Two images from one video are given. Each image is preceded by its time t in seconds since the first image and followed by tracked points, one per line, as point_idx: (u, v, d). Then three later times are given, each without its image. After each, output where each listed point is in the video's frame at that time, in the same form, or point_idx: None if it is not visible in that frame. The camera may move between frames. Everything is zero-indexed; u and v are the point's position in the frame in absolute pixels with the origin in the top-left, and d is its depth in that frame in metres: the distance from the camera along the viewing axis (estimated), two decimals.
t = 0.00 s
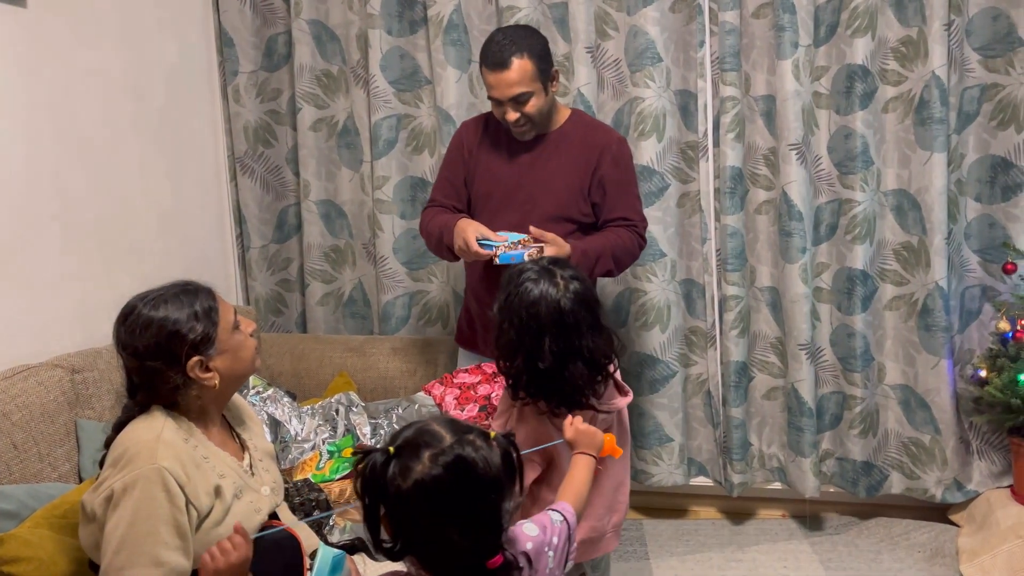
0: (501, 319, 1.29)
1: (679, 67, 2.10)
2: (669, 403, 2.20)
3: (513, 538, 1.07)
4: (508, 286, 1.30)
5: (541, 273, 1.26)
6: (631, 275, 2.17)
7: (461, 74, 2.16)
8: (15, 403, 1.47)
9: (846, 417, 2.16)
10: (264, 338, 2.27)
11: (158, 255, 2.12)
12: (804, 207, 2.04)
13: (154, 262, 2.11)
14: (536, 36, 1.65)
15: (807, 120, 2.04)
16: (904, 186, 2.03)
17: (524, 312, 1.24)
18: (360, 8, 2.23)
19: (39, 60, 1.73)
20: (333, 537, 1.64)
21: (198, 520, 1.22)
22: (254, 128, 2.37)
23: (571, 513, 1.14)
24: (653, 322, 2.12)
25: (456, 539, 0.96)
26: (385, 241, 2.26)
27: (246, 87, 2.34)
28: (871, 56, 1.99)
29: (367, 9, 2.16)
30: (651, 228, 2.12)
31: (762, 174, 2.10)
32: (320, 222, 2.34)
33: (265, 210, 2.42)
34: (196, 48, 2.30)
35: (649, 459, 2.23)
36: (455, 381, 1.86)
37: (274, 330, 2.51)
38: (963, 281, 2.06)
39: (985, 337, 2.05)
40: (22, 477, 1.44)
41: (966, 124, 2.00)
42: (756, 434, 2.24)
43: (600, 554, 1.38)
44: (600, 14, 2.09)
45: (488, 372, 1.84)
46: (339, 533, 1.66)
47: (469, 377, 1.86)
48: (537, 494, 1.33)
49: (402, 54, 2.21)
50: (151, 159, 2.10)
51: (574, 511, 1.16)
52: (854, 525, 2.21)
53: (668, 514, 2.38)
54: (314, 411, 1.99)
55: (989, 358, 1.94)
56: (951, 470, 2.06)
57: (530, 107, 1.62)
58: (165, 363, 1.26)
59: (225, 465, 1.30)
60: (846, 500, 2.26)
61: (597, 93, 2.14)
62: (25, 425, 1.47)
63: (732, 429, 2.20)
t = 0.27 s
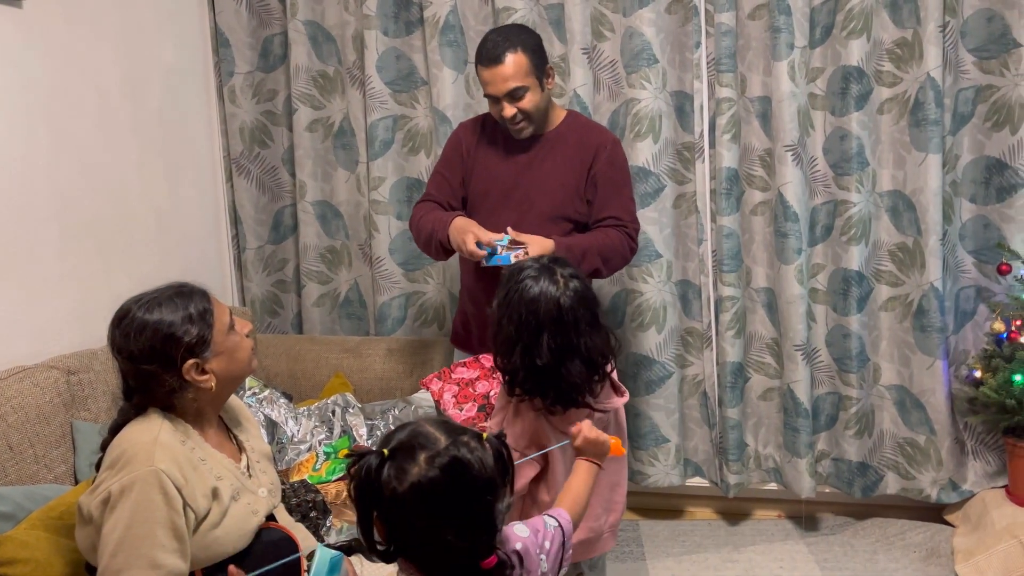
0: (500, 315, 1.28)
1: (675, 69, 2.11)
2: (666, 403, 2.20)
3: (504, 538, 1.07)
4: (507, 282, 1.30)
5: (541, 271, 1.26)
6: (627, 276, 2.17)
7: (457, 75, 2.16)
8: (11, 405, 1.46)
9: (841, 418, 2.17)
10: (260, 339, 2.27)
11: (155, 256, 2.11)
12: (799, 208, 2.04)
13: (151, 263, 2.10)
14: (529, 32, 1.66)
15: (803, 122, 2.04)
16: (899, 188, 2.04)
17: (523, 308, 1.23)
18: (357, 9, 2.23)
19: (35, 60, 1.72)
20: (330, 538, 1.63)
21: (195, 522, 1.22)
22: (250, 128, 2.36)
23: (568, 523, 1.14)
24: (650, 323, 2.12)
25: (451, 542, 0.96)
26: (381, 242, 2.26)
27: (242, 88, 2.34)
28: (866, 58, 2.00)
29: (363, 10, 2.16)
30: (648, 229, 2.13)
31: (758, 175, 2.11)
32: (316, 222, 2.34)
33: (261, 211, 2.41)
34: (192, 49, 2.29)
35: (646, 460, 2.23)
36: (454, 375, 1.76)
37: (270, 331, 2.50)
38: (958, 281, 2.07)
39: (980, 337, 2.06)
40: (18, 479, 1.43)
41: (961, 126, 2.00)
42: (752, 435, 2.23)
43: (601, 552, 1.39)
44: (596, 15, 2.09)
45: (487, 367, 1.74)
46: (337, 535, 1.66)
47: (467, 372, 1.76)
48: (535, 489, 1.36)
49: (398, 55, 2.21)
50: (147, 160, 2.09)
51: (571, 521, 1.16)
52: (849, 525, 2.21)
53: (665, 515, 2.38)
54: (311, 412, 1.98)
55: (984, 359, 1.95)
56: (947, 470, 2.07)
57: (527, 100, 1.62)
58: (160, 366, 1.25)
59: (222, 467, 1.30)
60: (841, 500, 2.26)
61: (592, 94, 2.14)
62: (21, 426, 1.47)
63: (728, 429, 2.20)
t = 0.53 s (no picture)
0: (511, 307, 1.30)
1: (668, 71, 2.12)
2: (659, 404, 2.21)
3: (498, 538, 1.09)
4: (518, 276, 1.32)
5: (554, 267, 1.27)
6: (621, 277, 2.19)
7: (451, 77, 2.17)
8: (6, 406, 1.46)
9: (833, 418, 2.19)
10: (255, 340, 2.27)
11: (149, 257, 2.12)
12: (792, 210, 2.05)
13: (146, 264, 2.10)
14: (522, 33, 1.67)
15: (795, 124, 2.06)
16: (890, 190, 2.06)
17: (536, 301, 1.25)
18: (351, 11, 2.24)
19: (30, 61, 1.73)
20: (325, 538, 1.64)
21: (191, 521, 1.23)
22: (245, 130, 2.37)
23: (569, 526, 1.15)
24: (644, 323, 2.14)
25: (444, 541, 0.97)
26: (376, 243, 2.27)
27: (237, 89, 2.34)
28: (857, 61, 2.02)
29: (358, 13, 2.16)
30: (641, 231, 2.14)
31: (751, 177, 2.11)
32: (310, 224, 2.35)
33: (256, 212, 2.41)
34: (186, 51, 2.29)
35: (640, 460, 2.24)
36: (454, 368, 1.67)
37: (264, 332, 2.50)
38: (949, 282, 2.09)
39: (970, 338, 2.08)
40: (13, 479, 1.44)
41: (951, 128, 2.02)
42: (746, 435, 2.26)
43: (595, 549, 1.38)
44: (591, 18, 2.10)
45: (489, 363, 1.67)
46: (333, 535, 1.66)
47: (467, 366, 1.67)
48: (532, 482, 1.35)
49: (393, 57, 2.22)
50: (142, 161, 2.09)
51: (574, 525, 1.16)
52: (841, 524, 2.23)
53: (658, 514, 2.40)
54: (305, 413, 1.99)
55: (975, 359, 1.96)
56: (937, 470, 2.09)
57: (522, 98, 1.63)
58: (157, 365, 1.26)
59: (217, 467, 1.30)
60: (833, 500, 2.28)
61: (587, 97, 2.15)
62: (16, 427, 1.47)
63: (721, 429, 2.21)
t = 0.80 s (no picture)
0: (533, 301, 1.29)
1: (664, 73, 2.13)
2: (655, 404, 2.22)
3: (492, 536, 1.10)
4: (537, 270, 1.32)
5: (578, 261, 1.28)
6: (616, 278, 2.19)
7: (448, 79, 2.17)
8: (3, 407, 1.47)
9: (828, 419, 2.20)
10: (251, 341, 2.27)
11: (146, 257, 2.12)
12: (787, 211, 2.06)
13: (142, 265, 2.10)
14: (524, 32, 1.68)
15: (790, 126, 2.07)
16: (885, 191, 2.07)
17: (557, 296, 1.26)
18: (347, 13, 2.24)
19: (28, 61, 1.73)
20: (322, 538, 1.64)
21: (185, 521, 1.23)
22: (242, 131, 2.37)
23: (571, 521, 1.15)
24: (640, 324, 2.14)
25: (428, 542, 0.97)
26: (372, 245, 2.27)
27: (234, 91, 2.34)
28: (852, 63, 2.03)
29: (354, 14, 2.17)
30: (637, 231, 2.14)
31: (746, 179, 2.13)
32: (307, 225, 2.35)
33: (252, 213, 2.42)
34: (183, 52, 2.30)
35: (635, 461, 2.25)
36: (461, 365, 1.68)
37: (261, 333, 2.51)
38: (942, 284, 2.10)
39: (963, 338, 2.09)
40: (10, 480, 1.44)
41: (945, 130, 2.03)
42: (740, 435, 2.26)
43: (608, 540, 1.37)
44: (586, 20, 2.11)
45: (494, 356, 1.69)
46: (330, 535, 1.66)
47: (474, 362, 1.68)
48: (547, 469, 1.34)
49: (390, 59, 2.22)
50: (139, 162, 2.10)
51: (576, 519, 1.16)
52: (836, 525, 2.24)
53: (654, 515, 2.40)
54: (302, 414, 1.99)
55: (968, 360, 1.97)
56: (931, 470, 2.09)
57: (523, 99, 1.64)
58: (156, 362, 1.26)
59: (211, 467, 1.31)
60: (828, 500, 2.29)
61: (582, 98, 2.16)
62: (14, 428, 1.48)
63: (716, 429, 2.22)
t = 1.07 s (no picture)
0: (531, 298, 1.30)
1: (659, 75, 2.13)
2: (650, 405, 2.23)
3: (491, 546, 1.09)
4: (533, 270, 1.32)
5: (576, 256, 1.28)
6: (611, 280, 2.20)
7: (443, 81, 2.18)
8: None
9: (822, 420, 2.20)
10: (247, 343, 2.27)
11: (140, 259, 2.11)
12: (781, 213, 2.07)
13: (137, 267, 2.10)
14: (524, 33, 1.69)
15: (785, 128, 2.08)
16: (878, 193, 2.08)
17: (556, 294, 1.26)
18: (343, 14, 2.24)
19: (19, 62, 1.72)
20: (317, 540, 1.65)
21: (181, 522, 1.23)
22: (237, 133, 2.37)
23: (577, 534, 1.15)
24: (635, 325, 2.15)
25: (415, 548, 0.97)
26: (368, 246, 2.27)
27: (229, 92, 2.34)
28: (845, 66, 2.04)
29: (350, 16, 2.17)
30: (632, 233, 2.15)
31: (740, 181, 2.13)
32: (302, 227, 2.35)
33: (247, 215, 2.41)
34: (178, 54, 2.29)
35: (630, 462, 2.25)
36: (484, 344, 1.74)
37: (256, 335, 2.50)
38: (936, 285, 2.10)
39: (957, 340, 2.10)
40: (4, 482, 1.44)
41: (938, 133, 2.04)
42: (735, 436, 2.27)
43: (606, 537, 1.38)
44: (581, 23, 2.12)
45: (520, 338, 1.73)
46: (324, 537, 1.66)
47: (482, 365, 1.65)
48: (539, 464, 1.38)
49: (385, 61, 2.22)
50: (132, 164, 2.09)
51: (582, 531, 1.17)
52: (831, 526, 2.25)
53: (649, 516, 2.41)
54: (297, 415, 1.99)
55: (961, 361, 1.98)
56: (925, 471, 2.10)
57: (521, 99, 1.64)
58: (151, 365, 1.26)
59: (208, 468, 1.31)
60: (823, 501, 2.30)
61: (578, 100, 2.16)
62: (8, 430, 1.48)
63: (711, 431, 2.22)
